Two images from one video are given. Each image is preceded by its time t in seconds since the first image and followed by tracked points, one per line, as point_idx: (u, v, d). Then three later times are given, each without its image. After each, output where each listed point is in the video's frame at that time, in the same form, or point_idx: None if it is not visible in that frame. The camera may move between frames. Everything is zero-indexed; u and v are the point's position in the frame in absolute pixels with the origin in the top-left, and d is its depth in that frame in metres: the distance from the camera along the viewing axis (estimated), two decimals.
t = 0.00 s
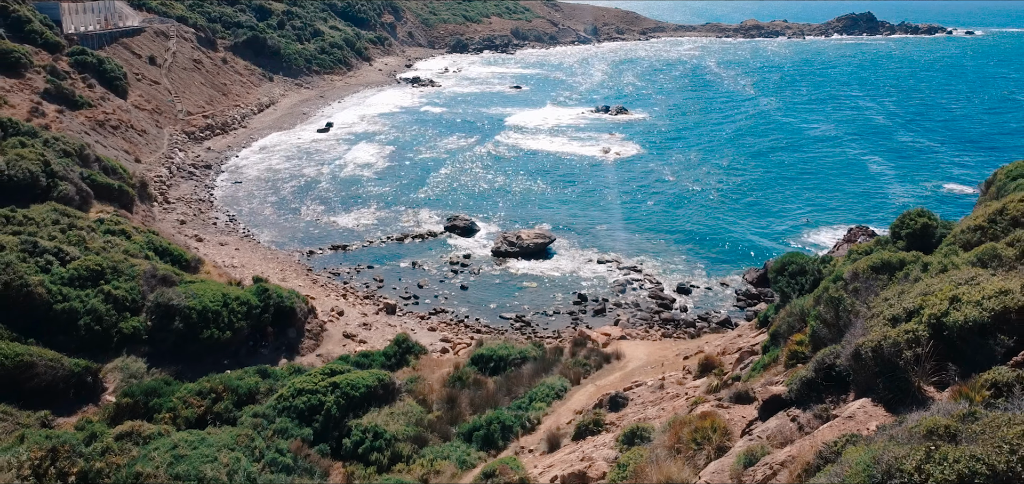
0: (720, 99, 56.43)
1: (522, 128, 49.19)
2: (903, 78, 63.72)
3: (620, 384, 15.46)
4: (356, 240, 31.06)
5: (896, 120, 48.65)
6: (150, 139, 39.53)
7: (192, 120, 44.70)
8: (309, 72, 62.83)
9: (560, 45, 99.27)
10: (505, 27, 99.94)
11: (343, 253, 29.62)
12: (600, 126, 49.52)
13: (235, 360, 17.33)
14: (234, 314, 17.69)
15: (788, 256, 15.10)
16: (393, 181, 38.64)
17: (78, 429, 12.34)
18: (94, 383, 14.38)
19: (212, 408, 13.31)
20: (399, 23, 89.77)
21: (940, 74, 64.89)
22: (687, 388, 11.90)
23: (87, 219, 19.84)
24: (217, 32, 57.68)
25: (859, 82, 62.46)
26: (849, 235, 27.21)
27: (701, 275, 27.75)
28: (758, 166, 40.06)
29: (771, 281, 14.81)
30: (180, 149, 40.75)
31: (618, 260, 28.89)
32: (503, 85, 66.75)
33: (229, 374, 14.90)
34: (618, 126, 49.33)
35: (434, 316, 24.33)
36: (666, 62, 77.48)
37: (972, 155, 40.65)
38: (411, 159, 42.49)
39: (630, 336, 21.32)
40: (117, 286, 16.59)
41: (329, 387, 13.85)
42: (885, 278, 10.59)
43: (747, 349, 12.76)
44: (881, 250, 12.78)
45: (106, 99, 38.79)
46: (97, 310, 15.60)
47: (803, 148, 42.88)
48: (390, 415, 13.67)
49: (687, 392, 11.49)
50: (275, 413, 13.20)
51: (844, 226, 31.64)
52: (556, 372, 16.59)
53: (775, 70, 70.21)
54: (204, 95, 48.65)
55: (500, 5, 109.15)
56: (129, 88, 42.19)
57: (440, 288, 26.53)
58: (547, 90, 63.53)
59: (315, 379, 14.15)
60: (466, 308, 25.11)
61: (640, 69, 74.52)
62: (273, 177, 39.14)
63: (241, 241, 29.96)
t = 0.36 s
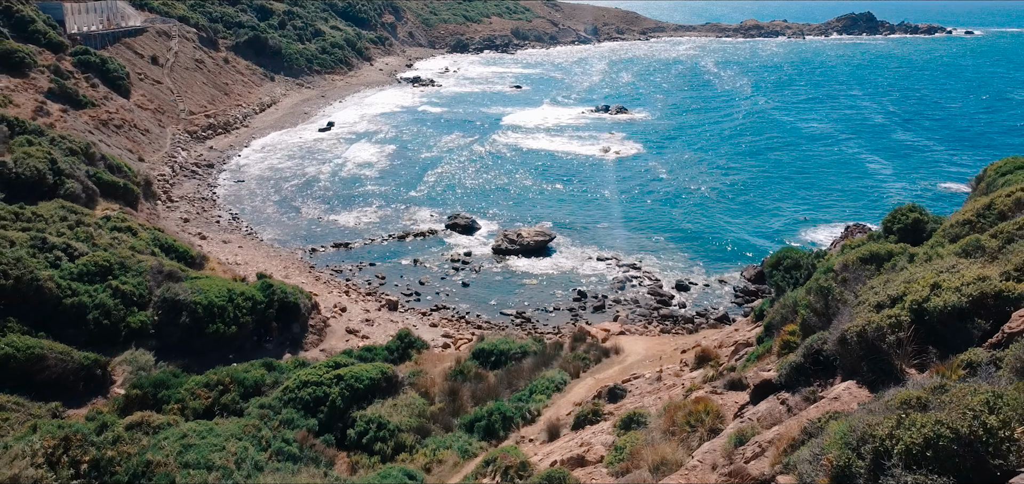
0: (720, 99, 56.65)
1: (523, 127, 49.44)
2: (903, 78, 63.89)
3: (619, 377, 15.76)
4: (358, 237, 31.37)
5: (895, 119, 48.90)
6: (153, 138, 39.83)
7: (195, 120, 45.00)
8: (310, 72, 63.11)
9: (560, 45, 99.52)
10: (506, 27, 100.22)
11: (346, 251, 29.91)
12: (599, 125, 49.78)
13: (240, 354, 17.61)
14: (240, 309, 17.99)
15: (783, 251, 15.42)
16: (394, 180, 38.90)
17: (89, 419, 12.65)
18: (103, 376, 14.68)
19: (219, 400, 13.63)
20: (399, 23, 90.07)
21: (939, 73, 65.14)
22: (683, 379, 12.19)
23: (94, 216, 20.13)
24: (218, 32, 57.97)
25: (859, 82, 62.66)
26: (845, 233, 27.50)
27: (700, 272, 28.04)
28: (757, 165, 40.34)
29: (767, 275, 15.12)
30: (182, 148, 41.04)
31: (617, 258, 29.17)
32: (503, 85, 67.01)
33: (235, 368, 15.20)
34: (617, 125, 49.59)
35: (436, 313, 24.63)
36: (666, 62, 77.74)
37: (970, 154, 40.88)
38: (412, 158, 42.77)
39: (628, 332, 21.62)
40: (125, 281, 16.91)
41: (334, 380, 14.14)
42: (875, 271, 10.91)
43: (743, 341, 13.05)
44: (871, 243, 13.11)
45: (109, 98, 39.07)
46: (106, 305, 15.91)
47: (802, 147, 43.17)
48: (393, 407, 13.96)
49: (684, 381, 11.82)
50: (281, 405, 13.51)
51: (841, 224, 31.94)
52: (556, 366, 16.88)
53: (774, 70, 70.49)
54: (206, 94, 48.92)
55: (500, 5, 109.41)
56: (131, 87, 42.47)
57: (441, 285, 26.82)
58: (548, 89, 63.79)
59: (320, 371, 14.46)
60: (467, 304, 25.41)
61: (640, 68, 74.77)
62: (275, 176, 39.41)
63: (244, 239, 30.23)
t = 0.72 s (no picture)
0: (719, 99, 56.96)
1: (523, 127, 49.74)
2: (902, 78, 64.07)
3: (617, 368, 16.10)
4: (360, 235, 31.68)
5: (893, 118, 49.24)
6: (156, 137, 40.17)
7: (197, 119, 45.34)
8: (312, 72, 63.46)
9: (561, 45, 99.87)
10: (506, 27, 100.57)
11: (348, 248, 30.25)
12: (599, 124, 50.08)
13: (246, 348, 17.94)
14: (245, 303, 18.34)
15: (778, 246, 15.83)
16: (396, 179, 39.21)
17: (101, 408, 13.00)
18: (113, 367, 15.03)
19: (227, 390, 14.00)
20: (400, 23, 90.41)
21: (937, 73, 65.39)
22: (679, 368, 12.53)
23: (102, 213, 20.49)
24: (220, 32, 58.33)
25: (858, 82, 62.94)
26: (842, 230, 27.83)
27: (699, 269, 28.40)
28: (756, 164, 40.63)
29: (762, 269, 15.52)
30: (186, 147, 41.36)
31: (617, 255, 29.51)
32: (503, 84, 67.35)
33: (242, 360, 15.53)
34: (617, 124, 49.91)
35: (437, 308, 24.99)
36: (665, 62, 78.09)
37: (967, 153, 41.19)
38: (413, 157, 43.11)
39: (627, 326, 21.98)
40: (134, 276, 17.32)
41: (339, 371, 14.53)
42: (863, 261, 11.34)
43: (738, 333, 13.37)
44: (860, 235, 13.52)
45: (113, 97, 39.43)
46: (115, 298, 16.29)
47: (800, 147, 43.48)
48: (397, 397, 14.30)
49: (680, 369, 12.18)
50: (288, 395, 13.89)
51: (839, 222, 32.25)
52: (557, 359, 17.21)
53: (773, 70, 70.82)
54: (208, 94, 49.26)
55: (500, 5, 109.73)
56: (135, 87, 42.77)
57: (442, 282, 27.16)
58: (548, 89, 64.11)
59: (325, 362, 14.85)
60: (468, 300, 25.76)
61: (640, 68, 75.08)
62: (277, 175, 39.73)
63: (247, 236, 30.54)
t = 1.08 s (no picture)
0: (718, 98, 57.18)
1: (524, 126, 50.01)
2: (902, 77, 64.24)
3: (615, 361, 16.38)
4: (362, 233, 31.97)
5: (892, 117, 49.51)
6: (159, 136, 40.45)
7: (199, 118, 45.63)
8: (312, 71, 63.72)
9: (561, 45, 100.15)
10: (506, 27, 100.85)
11: (350, 245, 30.53)
12: (599, 123, 50.36)
13: (250, 341, 18.24)
14: (250, 298, 18.65)
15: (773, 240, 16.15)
16: (397, 178, 39.48)
17: (111, 397, 13.29)
18: (121, 360, 15.33)
19: (233, 381, 14.30)
20: (400, 23, 90.68)
21: (937, 73, 65.51)
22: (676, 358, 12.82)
23: (108, 209, 20.76)
24: (221, 32, 58.61)
25: (858, 81, 63.16)
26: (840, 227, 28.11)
27: (698, 266, 28.65)
28: (754, 163, 40.83)
29: (758, 264, 15.83)
30: (188, 146, 41.64)
31: (616, 252, 29.80)
32: (504, 84, 67.63)
33: (247, 352, 15.83)
34: (616, 124, 50.19)
35: (439, 304, 25.28)
36: (665, 62, 78.33)
37: (965, 152, 41.44)
38: (413, 156, 43.37)
39: (626, 322, 22.25)
40: (141, 270, 17.62)
41: (343, 362, 14.85)
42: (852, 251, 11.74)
43: (734, 325, 13.65)
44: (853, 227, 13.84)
45: (116, 96, 39.71)
46: (123, 292, 16.59)
47: (799, 146, 43.68)
48: (400, 388, 14.59)
49: (677, 359, 12.48)
50: (292, 386, 14.19)
51: (837, 220, 32.48)
52: (556, 353, 17.50)
53: (773, 69, 71.03)
54: (210, 93, 49.55)
55: (500, 5, 110.03)
56: (137, 86, 43.04)
57: (443, 279, 27.45)
58: (548, 89, 64.37)
59: (329, 354, 15.17)
60: (469, 296, 26.06)
61: (640, 67, 75.30)
62: (279, 174, 40.01)
63: (250, 234, 30.81)
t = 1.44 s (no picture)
0: (718, 98, 57.42)
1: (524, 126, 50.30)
2: (901, 77, 64.50)
3: (614, 355, 16.66)
4: (364, 231, 32.26)
5: (890, 117, 49.82)
6: (161, 135, 40.75)
7: (201, 118, 45.94)
8: (314, 71, 64.03)
9: (561, 45, 100.50)
10: (506, 27, 101.18)
11: (352, 243, 30.82)
12: (599, 123, 50.66)
13: (255, 336, 18.53)
14: (254, 293, 18.95)
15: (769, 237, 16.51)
16: (398, 177, 39.79)
17: (120, 389, 13.60)
18: (128, 354, 15.61)
19: (239, 374, 14.62)
20: (401, 23, 90.99)
21: (936, 73, 65.78)
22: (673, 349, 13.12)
23: (114, 207, 21.05)
24: (223, 32, 58.94)
25: (857, 81, 63.43)
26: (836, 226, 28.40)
27: (697, 264, 28.91)
28: (753, 163, 41.10)
29: (754, 259, 16.15)
30: (190, 145, 41.94)
31: (616, 250, 30.10)
32: (504, 84, 67.96)
33: (252, 346, 16.13)
34: (616, 123, 50.49)
35: (440, 301, 25.58)
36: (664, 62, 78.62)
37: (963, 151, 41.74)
38: (414, 155, 43.67)
39: (625, 318, 22.53)
40: (147, 266, 17.92)
41: (346, 356, 15.18)
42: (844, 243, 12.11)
43: (730, 318, 13.93)
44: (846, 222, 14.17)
45: (119, 96, 39.97)
46: (130, 287, 16.88)
47: (797, 146, 43.95)
48: (402, 380, 14.89)
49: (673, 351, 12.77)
50: (297, 378, 14.49)
51: (834, 218, 32.77)
52: (556, 347, 17.81)
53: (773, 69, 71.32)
54: (212, 93, 49.85)
55: (501, 6, 110.42)
56: (140, 86, 43.32)
57: (445, 276, 27.75)
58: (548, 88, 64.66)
59: (333, 348, 15.49)
60: (470, 293, 26.36)
61: (640, 67, 75.58)
62: (281, 173, 40.31)
63: (253, 232, 31.08)
